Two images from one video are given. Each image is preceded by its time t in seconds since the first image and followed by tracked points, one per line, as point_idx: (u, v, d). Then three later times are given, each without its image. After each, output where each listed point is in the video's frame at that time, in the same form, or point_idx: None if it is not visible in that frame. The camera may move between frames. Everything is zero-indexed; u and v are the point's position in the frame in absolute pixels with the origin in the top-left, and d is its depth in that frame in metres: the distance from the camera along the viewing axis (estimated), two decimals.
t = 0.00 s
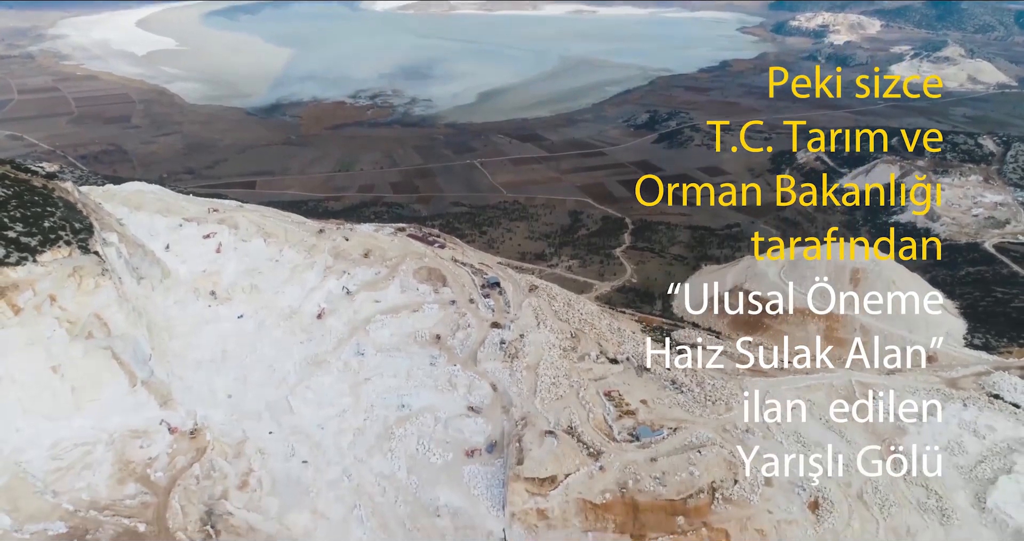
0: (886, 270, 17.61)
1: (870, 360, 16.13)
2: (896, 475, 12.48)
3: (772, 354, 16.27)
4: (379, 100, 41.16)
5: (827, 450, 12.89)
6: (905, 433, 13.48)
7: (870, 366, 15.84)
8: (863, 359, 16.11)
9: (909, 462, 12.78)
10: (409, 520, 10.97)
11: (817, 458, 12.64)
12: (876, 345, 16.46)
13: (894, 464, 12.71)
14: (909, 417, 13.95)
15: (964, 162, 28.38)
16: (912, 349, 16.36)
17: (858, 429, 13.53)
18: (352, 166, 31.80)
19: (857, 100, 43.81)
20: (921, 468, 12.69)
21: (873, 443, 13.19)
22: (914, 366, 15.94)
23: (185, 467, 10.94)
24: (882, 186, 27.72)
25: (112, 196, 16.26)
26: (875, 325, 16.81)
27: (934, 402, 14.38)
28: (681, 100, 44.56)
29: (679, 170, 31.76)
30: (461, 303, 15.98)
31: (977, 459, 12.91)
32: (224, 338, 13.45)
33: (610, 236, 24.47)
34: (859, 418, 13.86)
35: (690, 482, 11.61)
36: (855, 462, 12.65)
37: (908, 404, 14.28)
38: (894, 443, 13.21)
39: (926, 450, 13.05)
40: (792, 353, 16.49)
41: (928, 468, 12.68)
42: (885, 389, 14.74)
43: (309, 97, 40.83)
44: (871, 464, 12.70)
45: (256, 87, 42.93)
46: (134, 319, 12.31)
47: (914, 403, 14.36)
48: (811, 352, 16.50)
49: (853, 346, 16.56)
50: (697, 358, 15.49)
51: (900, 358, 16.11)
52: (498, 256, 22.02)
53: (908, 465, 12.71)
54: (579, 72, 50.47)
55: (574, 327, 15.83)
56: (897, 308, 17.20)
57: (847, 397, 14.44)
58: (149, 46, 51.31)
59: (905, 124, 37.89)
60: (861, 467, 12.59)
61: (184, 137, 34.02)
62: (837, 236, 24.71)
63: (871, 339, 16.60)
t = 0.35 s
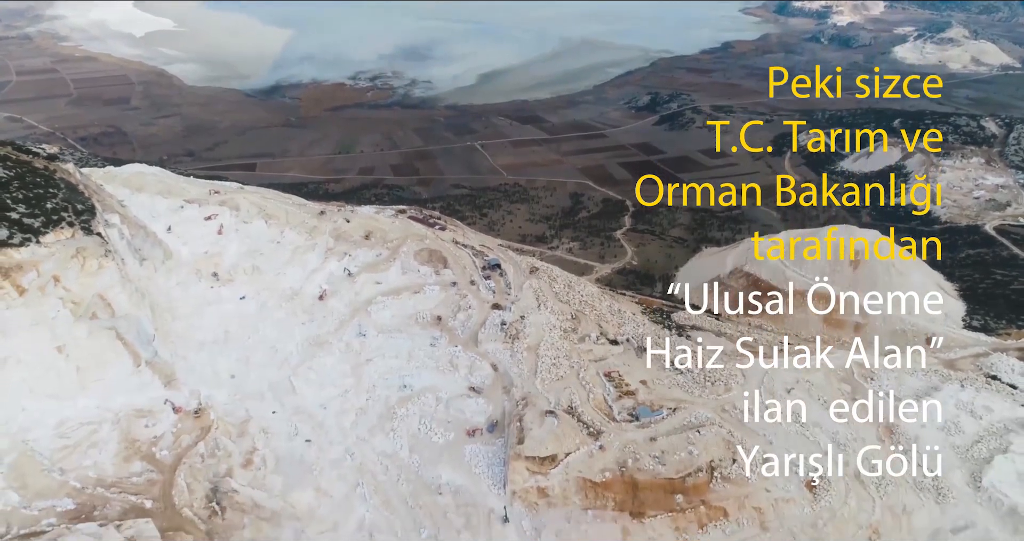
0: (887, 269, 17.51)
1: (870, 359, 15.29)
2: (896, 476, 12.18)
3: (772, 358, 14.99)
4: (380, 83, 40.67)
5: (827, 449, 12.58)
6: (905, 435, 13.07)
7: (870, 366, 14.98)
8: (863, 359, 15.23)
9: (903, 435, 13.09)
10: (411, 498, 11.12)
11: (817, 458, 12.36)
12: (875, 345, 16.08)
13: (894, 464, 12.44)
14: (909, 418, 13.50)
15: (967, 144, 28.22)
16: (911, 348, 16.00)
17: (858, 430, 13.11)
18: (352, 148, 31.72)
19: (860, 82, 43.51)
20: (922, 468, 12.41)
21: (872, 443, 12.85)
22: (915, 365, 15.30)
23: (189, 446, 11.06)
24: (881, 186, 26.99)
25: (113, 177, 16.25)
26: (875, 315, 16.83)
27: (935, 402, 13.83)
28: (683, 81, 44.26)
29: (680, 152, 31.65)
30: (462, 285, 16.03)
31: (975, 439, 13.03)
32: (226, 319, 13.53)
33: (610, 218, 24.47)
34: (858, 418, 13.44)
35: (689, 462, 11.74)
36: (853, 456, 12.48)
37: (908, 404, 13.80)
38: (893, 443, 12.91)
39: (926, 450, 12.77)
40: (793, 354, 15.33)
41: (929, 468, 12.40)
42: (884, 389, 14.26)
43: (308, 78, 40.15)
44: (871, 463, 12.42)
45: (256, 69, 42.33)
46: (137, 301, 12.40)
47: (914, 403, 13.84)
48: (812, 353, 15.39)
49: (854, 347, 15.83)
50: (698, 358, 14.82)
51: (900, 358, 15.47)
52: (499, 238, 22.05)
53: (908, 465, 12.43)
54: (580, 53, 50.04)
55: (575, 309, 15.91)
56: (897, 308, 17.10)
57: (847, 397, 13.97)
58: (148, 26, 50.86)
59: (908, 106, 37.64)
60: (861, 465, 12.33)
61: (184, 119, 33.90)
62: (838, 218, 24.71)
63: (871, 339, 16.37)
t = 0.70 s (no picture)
0: (889, 265, 17.39)
1: (870, 360, 14.66)
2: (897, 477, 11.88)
3: (772, 357, 14.39)
4: (379, 64, 39.10)
5: (828, 449, 12.24)
6: (904, 436, 12.72)
7: (871, 367, 14.38)
8: (863, 359, 14.61)
9: (902, 422, 13.02)
10: (414, 475, 11.26)
11: (817, 457, 12.03)
12: (875, 343, 15.10)
13: (895, 463, 12.12)
14: (909, 418, 13.11)
15: (969, 125, 28.03)
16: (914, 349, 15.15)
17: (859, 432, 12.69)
18: (352, 129, 31.59)
19: (862, 62, 43.17)
20: (922, 468, 12.08)
21: (871, 442, 12.51)
22: (916, 366, 14.61)
23: (194, 424, 11.18)
24: (882, 186, 25.60)
25: (113, 157, 16.24)
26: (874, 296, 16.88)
27: (934, 402, 13.49)
28: (684, 62, 43.90)
29: (681, 133, 31.51)
30: (463, 266, 16.07)
31: (971, 418, 13.16)
32: (229, 299, 13.62)
33: (611, 200, 24.47)
34: (858, 419, 13.04)
35: (688, 440, 11.88)
36: (852, 456, 12.16)
37: (908, 403, 13.39)
38: (893, 442, 12.57)
39: (927, 450, 12.43)
40: (792, 352, 14.63)
41: (929, 467, 12.08)
42: (886, 388, 13.78)
43: (308, 60, 38.29)
44: (871, 463, 12.10)
45: (254, 49, 40.31)
46: (140, 281, 12.49)
47: (914, 402, 13.43)
48: (812, 352, 14.68)
49: (852, 346, 14.98)
50: (699, 358, 14.20)
51: (900, 358, 14.79)
52: (499, 219, 22.08)
53: (909, 465, 12.10)
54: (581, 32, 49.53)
55: (575, 290, 15.98)
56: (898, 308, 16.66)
57: (846, 396, 13.51)
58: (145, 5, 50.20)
59: (910, 87, 37.38)
60: (860, 466, 12.02)
61: (183, 100, 33.65)
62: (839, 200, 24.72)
63: (870, 339, 15.42)
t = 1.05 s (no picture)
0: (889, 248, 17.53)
1: (870, 360, 14.19)
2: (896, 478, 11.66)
3: (772, 356, 14.03)
4: (379, 44, 38.24)
5: (826, 440, 12.13)
6: (904, 436, 12.44)
7: (871, 368, 13.93)
8: (863, 359, 14.17)
9: (898, 401, 13.13)
10: (416, 454, 11.39)
11: (816, 457, 11.81)
12: (875, 344, 14.59)
13: (895, 464, 11.89)
14: (909, 419, 12.80)
15: (971, 107, 27.78)
16: (905, 349, 14.57)
17: (859, 433, 12.37)
18: (352, 111, 31.44)
19: (865, 43, 42.79)
20: (922, 468, 11.87)
21: (871, 442, 12.24)
22: (917, 366, 14.09)
23: (198, 403, 11.32)
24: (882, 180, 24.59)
25: (114, 139, 16.23)
26: (873, 278, 16.97)
27: (935, 402, 13.15)
28: (686, 43, 43.52)
29: (682, 115, 31.36)
30: (463, 247, 16.11)
31: (968, 399, 13.26)
32: (231, 280, 13.70)
33: (612, 182, 24.44)
34: (859, 418, 12.69)
35: (687, 419, 12.00)
36: (852, 454, 11.95)
37: (908, 403, 13.09)
38: (894, 442, 12.31)
39: (927, 450, 12.19)
40: (791, 352, 14.24)
41: (928, 468, 11.87)
42: (885, 388, 13.42)
43: (308, 41, 37.94)
44: (870, 463, 11.87)
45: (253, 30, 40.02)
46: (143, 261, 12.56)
47: (914, 402, 13.13)
48: (812, 352, 14.26)
49: (853, 346, 14.57)
50: (698, 358, 13.66)
51: (900, 359, 14.25)
52: (500, 201, 22.09)
53: (909, 465, 11.88)
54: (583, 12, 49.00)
55: (576, 271, 16.02)
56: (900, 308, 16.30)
57: (846, 383, 13.47)
58: None
59: (914, 68, 37.09)
60: (860, 464, 11.82)
61: (182, 80, 33.37)
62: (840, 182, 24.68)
63: (870, 339, 14.80)
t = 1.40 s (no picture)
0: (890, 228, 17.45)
1: (870, 360, 13.76)
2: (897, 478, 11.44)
3: (771, 356, 13.53)
4: (378, 24, 37.86)
5: (824, 420, 12.29)
6: (904, 436, 12.18)
7: (871, 368, 13.49)
8: (863, 359, 13.71)
9: (897, 382, 13.23)
10: (417, 432, 11.52)
11: (816, 457, 11.64)
12: (874, 344, 14.11)
13: (895, 463, 11.66)
14: (909, 419, 12.49)
15: (973, 87, 27.68)
16: (902, 333, 14.56)
17: (858, 434, 12.12)
18: (352, 91, 31.22)
19: (868, 23, 42.42)
20: (921, 468, 11.64)
21: (871, 442, 12.01)
22: (918, 367, 13.62)
23: (202, 381, 11.43)
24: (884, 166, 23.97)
25: (114, 119, 16.19)
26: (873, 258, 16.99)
27: (936, 402, 12.82)
28: (688, 23, 43.12)
29: (684, 96, 31.17)
30: (464, 228, 16.13)
31: (965, 378, 13.38)
32: (232, 260, 13.76)
33: (612, 163, 24.37)
34: (859, 418, 12.41)
35: (687, 398, 12.14)
36: (852, 455, 11.72)
37: (908, 402, 12.77)
38: (893, 441, 12.07)
39: (927, 450, 11.95)
40: (790, 352, 13.72)
41: (928, 467, 11.64)
42: (885, 388, 13.09)
43: (307, 21, 37.73)
44: (870, 463, 11.66)
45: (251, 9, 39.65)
46: (145, 241, 12.63)
47: (914, 401, 12.84)
48: (812, 352, 13.77)
49: (852, 346, 14.09)
50: (699, 358, 13.21)
51: (900, 359, 13.78)
52: (500, 182, 22.07)
53: (909, 465, 11.65)
54: None
55: (576, 252, 16.06)
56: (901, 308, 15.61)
57: (844, 360, 13.67)
58: None
59: (916, 48, 36.82)
60: (860, 466, 11.58)
61: (180, 59, 33.02)
62: (841, 163, 24.63)
63: (870, 339, 14.31)
